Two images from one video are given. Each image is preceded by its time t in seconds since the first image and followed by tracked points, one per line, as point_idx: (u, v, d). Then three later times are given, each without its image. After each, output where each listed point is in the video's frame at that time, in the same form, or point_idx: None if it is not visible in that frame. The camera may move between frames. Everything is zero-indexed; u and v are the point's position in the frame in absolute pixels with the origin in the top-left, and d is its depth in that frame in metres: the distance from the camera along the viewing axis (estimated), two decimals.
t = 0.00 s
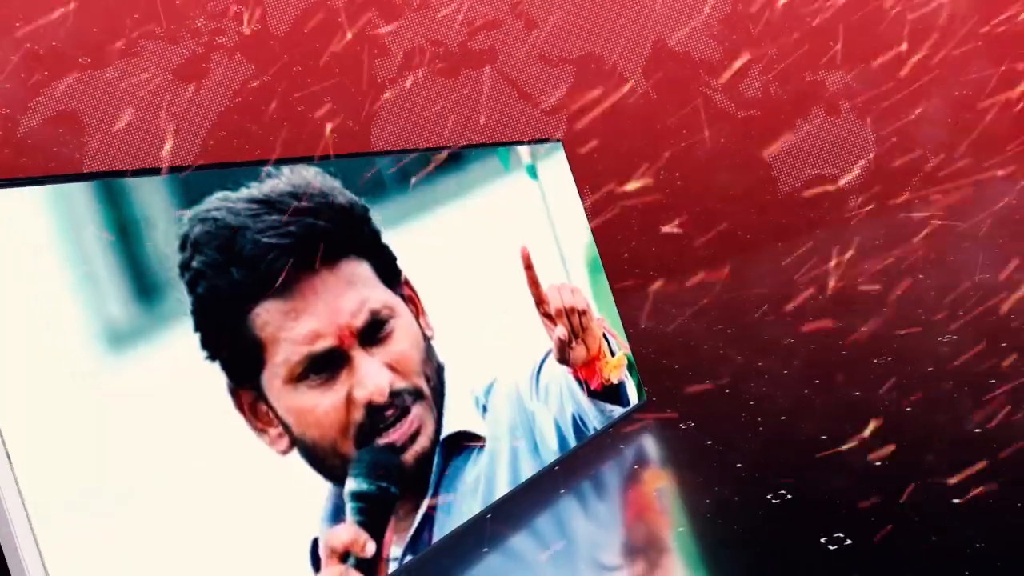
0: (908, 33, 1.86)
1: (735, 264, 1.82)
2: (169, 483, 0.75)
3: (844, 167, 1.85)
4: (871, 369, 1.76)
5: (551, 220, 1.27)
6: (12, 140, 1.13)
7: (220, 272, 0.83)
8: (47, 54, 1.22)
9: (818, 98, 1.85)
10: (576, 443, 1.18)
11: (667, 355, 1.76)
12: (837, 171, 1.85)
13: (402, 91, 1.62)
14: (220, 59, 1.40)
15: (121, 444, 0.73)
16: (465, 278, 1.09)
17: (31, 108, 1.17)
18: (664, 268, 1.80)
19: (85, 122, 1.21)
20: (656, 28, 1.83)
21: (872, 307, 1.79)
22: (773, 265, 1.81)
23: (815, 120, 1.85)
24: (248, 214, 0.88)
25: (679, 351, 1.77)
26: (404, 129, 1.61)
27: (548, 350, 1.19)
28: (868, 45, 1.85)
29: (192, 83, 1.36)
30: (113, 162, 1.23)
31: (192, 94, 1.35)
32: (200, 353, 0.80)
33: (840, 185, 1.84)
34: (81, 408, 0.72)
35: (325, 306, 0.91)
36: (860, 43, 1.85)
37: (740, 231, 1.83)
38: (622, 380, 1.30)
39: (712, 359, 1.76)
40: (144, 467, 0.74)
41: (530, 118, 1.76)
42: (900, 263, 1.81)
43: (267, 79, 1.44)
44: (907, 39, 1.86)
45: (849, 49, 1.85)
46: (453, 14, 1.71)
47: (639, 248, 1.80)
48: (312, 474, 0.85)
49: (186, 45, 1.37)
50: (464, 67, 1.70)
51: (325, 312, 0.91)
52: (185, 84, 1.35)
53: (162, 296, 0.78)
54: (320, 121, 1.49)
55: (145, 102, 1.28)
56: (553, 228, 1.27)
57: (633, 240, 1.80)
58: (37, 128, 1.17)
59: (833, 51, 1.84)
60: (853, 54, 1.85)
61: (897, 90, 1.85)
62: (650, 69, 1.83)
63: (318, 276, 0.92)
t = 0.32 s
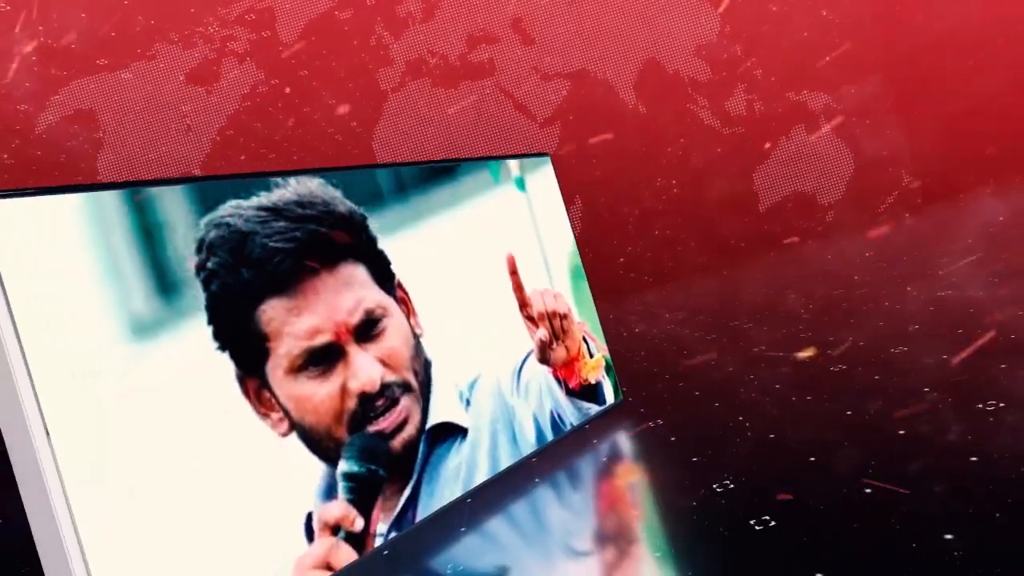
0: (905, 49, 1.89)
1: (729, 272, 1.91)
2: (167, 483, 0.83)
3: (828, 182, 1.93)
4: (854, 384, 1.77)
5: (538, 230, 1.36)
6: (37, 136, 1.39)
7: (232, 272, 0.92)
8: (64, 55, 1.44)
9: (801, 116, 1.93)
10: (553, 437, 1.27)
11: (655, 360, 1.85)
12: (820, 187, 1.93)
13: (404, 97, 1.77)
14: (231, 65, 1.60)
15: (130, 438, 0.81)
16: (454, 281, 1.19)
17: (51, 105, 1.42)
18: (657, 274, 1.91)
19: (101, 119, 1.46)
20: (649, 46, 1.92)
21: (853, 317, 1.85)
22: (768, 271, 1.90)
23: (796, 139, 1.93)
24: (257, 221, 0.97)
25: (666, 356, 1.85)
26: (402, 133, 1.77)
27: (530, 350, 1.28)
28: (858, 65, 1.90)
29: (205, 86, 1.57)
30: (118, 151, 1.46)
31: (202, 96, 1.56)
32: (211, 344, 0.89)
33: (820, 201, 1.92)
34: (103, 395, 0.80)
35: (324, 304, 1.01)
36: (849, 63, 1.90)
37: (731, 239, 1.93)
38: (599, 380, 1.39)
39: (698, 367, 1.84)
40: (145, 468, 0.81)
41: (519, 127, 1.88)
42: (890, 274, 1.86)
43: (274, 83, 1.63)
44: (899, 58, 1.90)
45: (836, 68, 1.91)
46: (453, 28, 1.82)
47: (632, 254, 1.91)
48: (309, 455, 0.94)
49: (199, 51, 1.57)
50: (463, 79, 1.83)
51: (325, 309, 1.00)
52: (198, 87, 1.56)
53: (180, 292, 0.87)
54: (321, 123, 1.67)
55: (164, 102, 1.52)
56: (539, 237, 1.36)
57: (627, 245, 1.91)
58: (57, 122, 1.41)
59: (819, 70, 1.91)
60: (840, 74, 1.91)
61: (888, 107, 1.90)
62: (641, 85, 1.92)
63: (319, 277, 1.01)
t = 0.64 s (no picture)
0: (891, 63, 1.97)
1: (724, 278, 2.00)
2: (172, 478, 0.88)
3: (805, 196, 2.02)
4: (842, 388, 1.80)
5: (527, 237, 1.44)
6: (50, 132, 1.50)
7: (240, 272, 1.00)
8: (80, 56, 1.54)
9: (785, 132, 2.01)
10: (536, 432, 1.35)
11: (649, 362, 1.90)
12: (799, 200, 2.02)
13: (405, 103, 1.85)
14: (239, 68, 1.69)
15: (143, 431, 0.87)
16: (445, 284, 1.27)
17: (66, 103, 1.53)
18: (655, 277, 2.00)
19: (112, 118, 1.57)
20: (642, 60, 2.00)
21: (835, 325, 1.91)
22: (762, 276, 2.00)
23: (781, 153, 2.02)
24: (264, 224, 1.05)
25: (660, 361, 1.91)
26: (403, 137, 1.85)
27: (517, 350, 1.36)
28: (844, 82, 1.99)
29: (214, 88, 1.66)
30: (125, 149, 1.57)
31: (212, 97, 1.66)
32: (218, 337, 0.96)
33: (802, 214, 2.01)
34: (121, 389, 0.86)
35: (323, 303, 1.08)
36: (835, 80, 1.99)
37: (726, 245, 2.02)
38: (582, 380, 1.48)
39: (691, 372, 1.88)
40: (154, 462, 0.87)
41: (516, 136, 1.96)
42: (879, 284, 1.94)
43: (281, 86, 1.72)
44: (890, 73, 1.98)
45: (822, 85, 2.00)
46: (454, 39, 1.90)
47: (629, 259, 1.99)
48: (306, 441, 1.02)
49: (209, 55, 1.66)
50: (462, 88, 1.91)
51: (324, 307, 1.08)
52: (207, 89, 1.66)
53: (193, 290, 0.95)
54: (326, 125, 1.76)
55: (175, 104, 1.63)
56: (528, 244, 1.44)
57: (624, 249, 1.99)
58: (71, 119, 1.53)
59: (806, 87, 2.00)
60: (826, 89, 2.00)
61: (880, 117, 1.99)
62: (634, 96, 2.00)
63: (319, 278, 1.09)
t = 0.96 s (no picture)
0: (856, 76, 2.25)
1: (722, 285, 2.13)
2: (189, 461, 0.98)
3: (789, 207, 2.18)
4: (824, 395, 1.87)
5: (516, 243, 1.54)
6: (66, 127, 1.57)
7: (247, 270, 1.10)
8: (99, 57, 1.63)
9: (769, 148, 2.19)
10: (517, 426, 1.45)
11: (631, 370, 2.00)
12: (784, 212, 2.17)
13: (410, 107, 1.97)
14: (248, 72, 1.80)
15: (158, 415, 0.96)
16: (437, 285, 1.36)
17: (82, 101, 1.60)
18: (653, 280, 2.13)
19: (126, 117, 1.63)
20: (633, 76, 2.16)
21: (824, 337, 2.04)
22: (751, 288, 2.12)
23: (767, 168, 2.19)
24: (270, 227, 1.15)
25: (650, 365, 2.03)
26: (406, 137, 1.96)
27: (502, 349, 1.45)
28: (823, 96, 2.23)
29: (224, 90, 1.76)
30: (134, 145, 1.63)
31: (222, 100, 1.75)
32: (227, 329, 1.05)
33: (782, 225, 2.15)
34: (143, 373, 0.96)
35: (322, 300, 1.18)
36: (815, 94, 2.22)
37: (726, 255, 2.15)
38: (564, 378, 1.58)
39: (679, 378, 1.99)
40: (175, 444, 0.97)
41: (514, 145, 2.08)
42: (864, 289, 2.10)
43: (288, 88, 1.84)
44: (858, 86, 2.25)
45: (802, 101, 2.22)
46: (456, 52, 2.03)
47: (624, 263, 2.12)
48: (303, 426, 1.11)
49: (221, 61, 1.77)
50: (463, 97, 2.03)
51: (322, 303, 1.17)
52: (218, 91, 1.75)
53: (205, 286, 1.04)
54: (332, 126, 1.88)
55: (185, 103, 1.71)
56: (516, 250, 1.54)
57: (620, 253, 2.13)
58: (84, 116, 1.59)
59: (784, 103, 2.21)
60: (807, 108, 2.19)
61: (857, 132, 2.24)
62: (625, 108, 2.16)
63: (319, 277, 1.18)
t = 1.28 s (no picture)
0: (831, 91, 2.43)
1: (709, 290, 2.37)
2: (195, 445, 1.06)
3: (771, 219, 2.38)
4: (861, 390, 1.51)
5: (505, 248, 1.65)
6: (80, 123, 1.94)
7: (254, 268, 1.19)
8: (113, 60, 1.98)
9: (755, 164, 2.39)
10: (502, 420, 1.55)
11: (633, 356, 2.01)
12: (766, 224, 2.39)
13: (408, 115, 2.26)
14: (257, 76, 2.14)
15: (168, 396, 1.05)
16: (430, 285, 1.46)
17: (97, 99, 1.97)
18: (645, 284, 2.42)
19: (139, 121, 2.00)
20: (623, 90, 2.36)
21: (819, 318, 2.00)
22: (744, 291, 2.31)
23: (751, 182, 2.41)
24: (276, 229, 1.24)
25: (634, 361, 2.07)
26: (408, 147, 2.27)
27: (489, 347, 1.56)
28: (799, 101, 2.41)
29: (235, 93, 2.12)
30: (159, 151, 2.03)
31: (231, 101, 2.11)
32: (233, 322, 1.14)
33: (766, 236, 2.37)
34: (156, 359, 1.04)
35: (321, 297, 1.27)
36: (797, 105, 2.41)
37: (715, 261, 2.38)
38: (547, 377, 1.68)
39: (667, 356, 1.99)
40: (183, 430, 1.06)
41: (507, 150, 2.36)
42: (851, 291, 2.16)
43: (294, 90, 2.17)
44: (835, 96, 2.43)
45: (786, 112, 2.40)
46: (456, 63, 2.29)
47: (620, 267, 2.41)
48: (301, 413, 1.20)
49: (231, 62, 2.11)
50: (461, 105, 2.29)
51: (321, 300, 1.27)
52: (228, 94, 2.11)
53: (215, 282, 1.13)
54: (335, 124, 2.21)
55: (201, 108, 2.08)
56: (505, 255, 1.64)
57: (616, 257, 2.41)
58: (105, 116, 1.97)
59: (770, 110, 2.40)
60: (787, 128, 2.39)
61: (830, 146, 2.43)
62: (618, 124, 2.37)
63: (319, 275, 1.27)
